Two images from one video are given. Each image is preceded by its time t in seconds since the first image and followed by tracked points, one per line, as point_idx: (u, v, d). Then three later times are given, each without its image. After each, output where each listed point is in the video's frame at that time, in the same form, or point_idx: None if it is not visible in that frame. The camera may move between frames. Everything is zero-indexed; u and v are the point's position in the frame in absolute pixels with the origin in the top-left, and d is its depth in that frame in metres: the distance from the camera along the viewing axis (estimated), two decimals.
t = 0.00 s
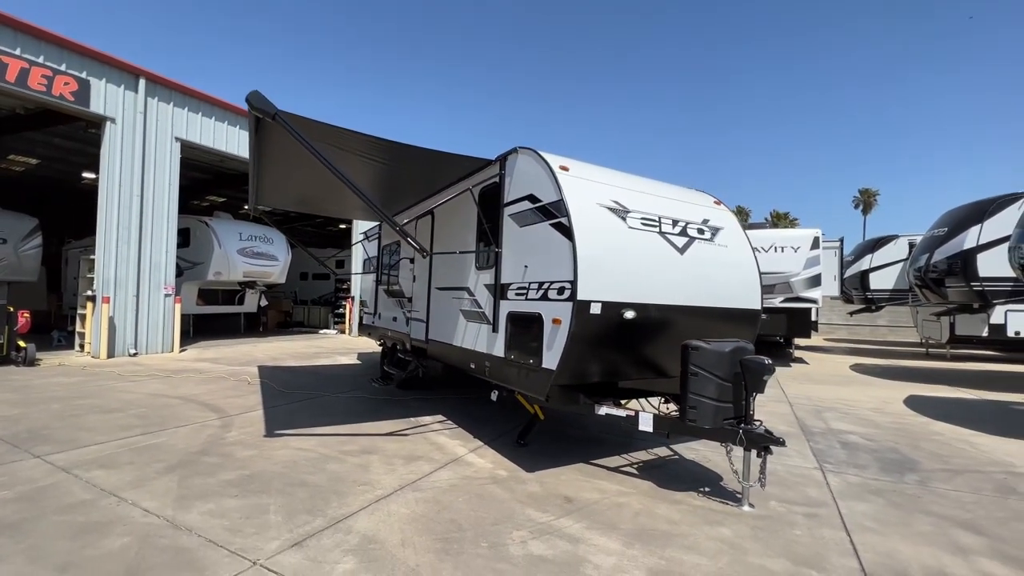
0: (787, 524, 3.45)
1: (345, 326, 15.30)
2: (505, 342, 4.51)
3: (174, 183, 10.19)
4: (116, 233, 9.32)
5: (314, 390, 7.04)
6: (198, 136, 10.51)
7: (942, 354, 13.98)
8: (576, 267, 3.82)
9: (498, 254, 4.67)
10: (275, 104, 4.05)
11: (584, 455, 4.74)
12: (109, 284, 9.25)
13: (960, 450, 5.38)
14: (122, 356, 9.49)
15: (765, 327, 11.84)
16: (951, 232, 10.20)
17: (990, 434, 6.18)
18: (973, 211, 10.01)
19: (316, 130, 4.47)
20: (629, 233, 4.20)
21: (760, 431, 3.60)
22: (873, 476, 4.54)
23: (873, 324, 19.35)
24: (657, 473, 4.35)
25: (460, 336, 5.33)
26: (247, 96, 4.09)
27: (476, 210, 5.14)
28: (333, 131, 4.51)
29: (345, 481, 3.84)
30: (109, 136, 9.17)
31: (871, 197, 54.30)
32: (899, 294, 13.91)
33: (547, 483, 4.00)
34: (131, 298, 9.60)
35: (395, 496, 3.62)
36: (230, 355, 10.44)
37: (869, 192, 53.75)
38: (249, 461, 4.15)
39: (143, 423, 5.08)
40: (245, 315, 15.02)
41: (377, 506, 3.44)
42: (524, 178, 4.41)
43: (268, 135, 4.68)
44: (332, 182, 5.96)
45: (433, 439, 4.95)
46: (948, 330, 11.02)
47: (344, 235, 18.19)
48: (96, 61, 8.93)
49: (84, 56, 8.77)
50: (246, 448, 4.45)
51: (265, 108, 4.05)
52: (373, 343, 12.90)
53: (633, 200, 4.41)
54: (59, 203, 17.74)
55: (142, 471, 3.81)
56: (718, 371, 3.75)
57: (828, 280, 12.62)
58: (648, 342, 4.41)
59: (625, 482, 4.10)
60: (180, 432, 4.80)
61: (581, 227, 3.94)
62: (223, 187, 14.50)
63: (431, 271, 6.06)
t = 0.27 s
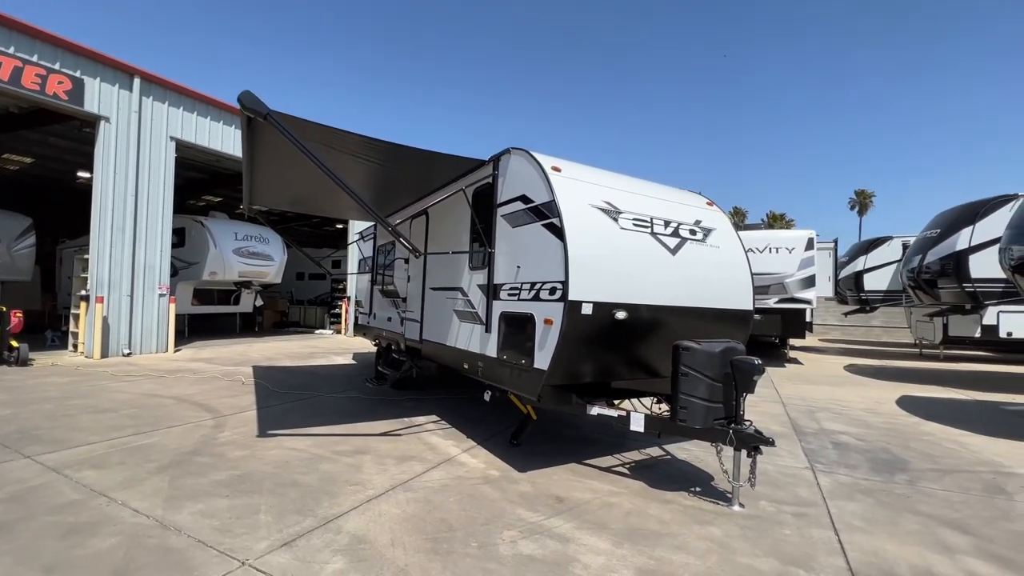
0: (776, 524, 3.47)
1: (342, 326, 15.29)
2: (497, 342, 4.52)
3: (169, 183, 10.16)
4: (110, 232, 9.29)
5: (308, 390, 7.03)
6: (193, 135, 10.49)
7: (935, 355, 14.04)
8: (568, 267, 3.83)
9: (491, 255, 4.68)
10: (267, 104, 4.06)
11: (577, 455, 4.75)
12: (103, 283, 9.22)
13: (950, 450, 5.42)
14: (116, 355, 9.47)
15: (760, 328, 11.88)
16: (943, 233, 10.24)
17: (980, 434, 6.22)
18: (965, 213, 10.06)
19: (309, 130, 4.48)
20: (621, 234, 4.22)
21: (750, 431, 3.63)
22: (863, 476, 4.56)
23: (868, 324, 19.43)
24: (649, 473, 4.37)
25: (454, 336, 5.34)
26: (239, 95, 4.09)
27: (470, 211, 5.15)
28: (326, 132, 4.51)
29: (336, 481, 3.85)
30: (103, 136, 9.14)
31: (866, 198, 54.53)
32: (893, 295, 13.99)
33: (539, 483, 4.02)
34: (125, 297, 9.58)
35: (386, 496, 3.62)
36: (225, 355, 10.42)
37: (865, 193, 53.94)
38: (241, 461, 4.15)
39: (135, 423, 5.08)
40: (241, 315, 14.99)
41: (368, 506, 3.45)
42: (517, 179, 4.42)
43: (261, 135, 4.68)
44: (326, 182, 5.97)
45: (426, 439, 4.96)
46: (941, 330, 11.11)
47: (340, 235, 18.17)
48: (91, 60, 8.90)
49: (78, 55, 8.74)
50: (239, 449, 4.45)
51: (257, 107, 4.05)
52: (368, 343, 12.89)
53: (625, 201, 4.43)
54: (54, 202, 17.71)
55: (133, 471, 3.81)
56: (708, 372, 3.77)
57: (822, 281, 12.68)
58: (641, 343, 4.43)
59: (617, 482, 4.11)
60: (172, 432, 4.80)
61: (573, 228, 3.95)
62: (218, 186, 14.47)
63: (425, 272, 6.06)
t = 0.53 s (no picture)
0: (770, 524, 3.49)
1: (338, 326, 15.27)
2: (492, 343, 4.53)
3: (164, 183, 10.14)
4: (105, 233, 9.26)
5: (304, 391, 7.02)
6: (188, 135, 10.46)
7: (929, 355, 14.13)
8: (562, 268, 3.85)
9: (486, 256, 4.69)
10: (261, 105, 4.06)
11: (572, 455, 4.76)
12: (97, 284, 9.18)
13: (942, 449, 5.46)
14: (110, 356, 9.43)
15: (755, 329, 11.93)
16: (937, 235, 10.29)
17: (972, 434, 6.27)
18: (958, 214, 10.11)
19: (304, 130, 4.48)
20: (615, 235, 4.24)
21: (744, 431, 3.65)
22: (856, 475, 4.59)
23: (862, 325, 19.52)
24: (643, 473, 4.38)
25: (449, 337, 5.35)
26: (234, 96, 4.09)
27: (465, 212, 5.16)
28: (321, 132, 4.52)
29: (331, 482, 3.85)
30: (97, 136, 9.11)
31: (861, 200, 54.80)
32: (887, 296, 14.06)
33: (534, 484, 4.02)
34: (119, 298, 9.54)
35: (380, 497, 3.63)
36: (220, 356, 10.38)
37: (860, 194, 54.18)
38: (235, 463, 4.15)
39: (129, 424, 5.06)
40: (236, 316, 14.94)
41: (363, 507, 3.45)
42: (512, 179, 4.43)
43: (256, 135, 4.68)
44: (322, 183, 5.96)
45: (421, 440, 4.96)
46: (934, 331, 11.17)
47: (336, 236, 18.14)
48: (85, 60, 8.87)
49: (72, 54, 8.71)
50: (233, 450, 4.44)
51: (251, 108, 4.05)
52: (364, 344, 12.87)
53: (620, 202, 4.44)
54: (48, 203, 17.63)
55: (126, 473, 3.80)
56: (702, 372, 3.78)
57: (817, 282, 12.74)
58: (635, 343, 4.45)
59: (612, 482, 4.12)
60: (166, 434, 4.79)
61: (568, 229, 3.96)
62: (214, 187, 14.42)
63: (421, 272, 6.07)
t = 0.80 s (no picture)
0: (767, 525, 3.50)
1: (334, 328, 15.23)
2: (490, 344, 4.52)
3: (159, 184, 10.10)
4: (99, 234, 9.21)
5: (300, 393, 7.00)
6: (184, 136, 10.42)
7: (924, 356, 14.18)
8: (560, 270, 3.85)
9: (484, 257, 4.69)
10: (257, 105, 4.05)
11: (570, 457, 4.76)
12: (91, 285, 9.13)
13: (938, 450, 5.48)
14: (104, 358, 9.37)
15: (752, 330, 11.95)
16: (931, 236, 10.33)
17: (967, 434, 6.29)
18: (952, 215, 10.17)
19: (300, 131, 4.47)
20: (613, 236, 4.24)
21: (741, 433, 3.65)
22: (853, 476, 4.60)
23: (858, 326, 19.58)
24: (641, 475, 4.38)
25: (446, 338, 5.34)
26: (230, 96, 4.08)
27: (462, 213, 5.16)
28: (317, 133, 4.51)
29: (327, 484, 3.83)
30: (92, 136, 9.06)
31: (856, 201, 55.03)
32: (882, 296, 14.12)
33: (532, 485, 4.02)
34: (114, 299, 9.49)
35: (377, 499, 3.61)
36: (215, 358, 10.34)
37: (855, 195, 54.38)
38: (231, 465, 4.13)
39: (123, 427, 5.04)
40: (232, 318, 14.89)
41: (359, 509, 3.44)
42: (509, 181, 4.43)
43: (252, 136, 4.67)
44: (318, 184, 5.95)
45: (418, 442, 4.95)
46: (929, 331, 11.21)
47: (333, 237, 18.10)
48: (80, 60, 8.83)
49: (66, 54, 8.67)
50: (229, 452, 4.43)
51: (247, 109, 4.04)
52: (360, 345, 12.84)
53: (617, 203, 4.45)
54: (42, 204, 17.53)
55: (121, 476, 3.77)
56: (699, 373, 3.79)
57: (813, 282, 12.78)
58: (633, 344, 4.45)
59: (609, 484, 4.12)
60: (161, 436, 4.77)
61: (565, 230, 3.97)
62: (209, 188, 14.37)
63: (418, 274, 6.06)
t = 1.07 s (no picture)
0: (766, 526, 3.50)
1: (331, 330, 15.20)
2: (489, 346, 4.52)
3: (156, 186, 10.07)
4: (95, 236, 9.17)
5: (298, 395, 6.97)
6: (181, 138, 10.39)
7: (920, 356, 14.23)
8: (559, 272, 3.84)
9: (483, 259, 4.68)
10: (256, 107, 4.04)
11: (568, 459, 4.75)
12: (87, 288, 9.08)
13: (935, 451, 5.50)
14: (100, 361, 9.32)
15: (749, 331, 11.97)
16: (926, 237, 10.37)
17: (964, 435, 6.31)
18: (947, 217, 10.23)
19: (298, 133, 4.46)
20: (612, 238, 4.25)
21: (740, 434, 3.65)
22: (851, 477, 4.61)
23: (854, 327, 19.65)
24: (640, 477, 4.37)
25: (445, 340, 5.33)
26: (228, 98, 4.07)
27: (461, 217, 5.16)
28: (315, 134, 4.50)
29: (326, 488, 3.82)
30: (88, 138, 9.02)
31: (852, 202, 55.27)
32: (878, 297, 14.18)
33: (531, 488, 4.01)
34: (110, 302, 9.44)
35: (376, 503, 3.60)
36: (212, 361, 10.29)
37: (850, 197, 54.69)
38: (228, 469, 4.10)
39: (119, 430, 5.00)
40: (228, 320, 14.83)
41: (358, 513, 3.42)
42: (508, 183, 4.43)
43: (250, 137, 4.65)
44: (315, 186, 5.94)
45: (417, 444, 4.93)
46: (925, 332, 11.26)
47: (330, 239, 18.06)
48: (75, 61, 8.80)
49: (62, 55, 8.63)
50: (226, 456, 4.40)
51: (246, 111, 4.03)
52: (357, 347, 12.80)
53: (615, 205, 4.45)
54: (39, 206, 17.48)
55: (117, 480, 3.75)
56: (698, 375, 3.79)
57: (809, 284, 12.82)
58: (632, 346, 4.44)
59: (608, 486, 4.12)
60: (158, 440, 4.74)
61: (564, 232, 3.97)
62: (206, 190, 14.33)
63: (417, 276, 6.05)
